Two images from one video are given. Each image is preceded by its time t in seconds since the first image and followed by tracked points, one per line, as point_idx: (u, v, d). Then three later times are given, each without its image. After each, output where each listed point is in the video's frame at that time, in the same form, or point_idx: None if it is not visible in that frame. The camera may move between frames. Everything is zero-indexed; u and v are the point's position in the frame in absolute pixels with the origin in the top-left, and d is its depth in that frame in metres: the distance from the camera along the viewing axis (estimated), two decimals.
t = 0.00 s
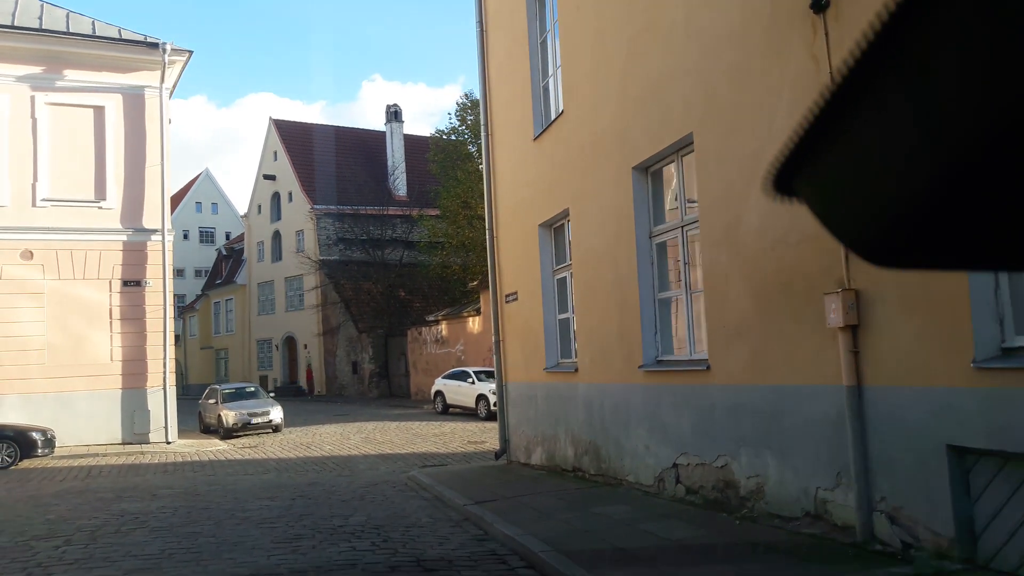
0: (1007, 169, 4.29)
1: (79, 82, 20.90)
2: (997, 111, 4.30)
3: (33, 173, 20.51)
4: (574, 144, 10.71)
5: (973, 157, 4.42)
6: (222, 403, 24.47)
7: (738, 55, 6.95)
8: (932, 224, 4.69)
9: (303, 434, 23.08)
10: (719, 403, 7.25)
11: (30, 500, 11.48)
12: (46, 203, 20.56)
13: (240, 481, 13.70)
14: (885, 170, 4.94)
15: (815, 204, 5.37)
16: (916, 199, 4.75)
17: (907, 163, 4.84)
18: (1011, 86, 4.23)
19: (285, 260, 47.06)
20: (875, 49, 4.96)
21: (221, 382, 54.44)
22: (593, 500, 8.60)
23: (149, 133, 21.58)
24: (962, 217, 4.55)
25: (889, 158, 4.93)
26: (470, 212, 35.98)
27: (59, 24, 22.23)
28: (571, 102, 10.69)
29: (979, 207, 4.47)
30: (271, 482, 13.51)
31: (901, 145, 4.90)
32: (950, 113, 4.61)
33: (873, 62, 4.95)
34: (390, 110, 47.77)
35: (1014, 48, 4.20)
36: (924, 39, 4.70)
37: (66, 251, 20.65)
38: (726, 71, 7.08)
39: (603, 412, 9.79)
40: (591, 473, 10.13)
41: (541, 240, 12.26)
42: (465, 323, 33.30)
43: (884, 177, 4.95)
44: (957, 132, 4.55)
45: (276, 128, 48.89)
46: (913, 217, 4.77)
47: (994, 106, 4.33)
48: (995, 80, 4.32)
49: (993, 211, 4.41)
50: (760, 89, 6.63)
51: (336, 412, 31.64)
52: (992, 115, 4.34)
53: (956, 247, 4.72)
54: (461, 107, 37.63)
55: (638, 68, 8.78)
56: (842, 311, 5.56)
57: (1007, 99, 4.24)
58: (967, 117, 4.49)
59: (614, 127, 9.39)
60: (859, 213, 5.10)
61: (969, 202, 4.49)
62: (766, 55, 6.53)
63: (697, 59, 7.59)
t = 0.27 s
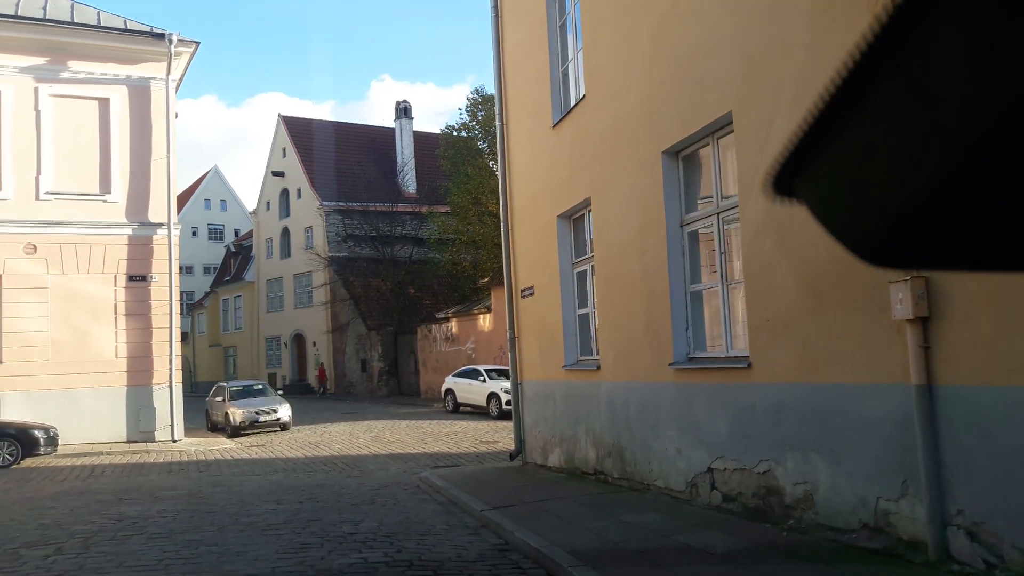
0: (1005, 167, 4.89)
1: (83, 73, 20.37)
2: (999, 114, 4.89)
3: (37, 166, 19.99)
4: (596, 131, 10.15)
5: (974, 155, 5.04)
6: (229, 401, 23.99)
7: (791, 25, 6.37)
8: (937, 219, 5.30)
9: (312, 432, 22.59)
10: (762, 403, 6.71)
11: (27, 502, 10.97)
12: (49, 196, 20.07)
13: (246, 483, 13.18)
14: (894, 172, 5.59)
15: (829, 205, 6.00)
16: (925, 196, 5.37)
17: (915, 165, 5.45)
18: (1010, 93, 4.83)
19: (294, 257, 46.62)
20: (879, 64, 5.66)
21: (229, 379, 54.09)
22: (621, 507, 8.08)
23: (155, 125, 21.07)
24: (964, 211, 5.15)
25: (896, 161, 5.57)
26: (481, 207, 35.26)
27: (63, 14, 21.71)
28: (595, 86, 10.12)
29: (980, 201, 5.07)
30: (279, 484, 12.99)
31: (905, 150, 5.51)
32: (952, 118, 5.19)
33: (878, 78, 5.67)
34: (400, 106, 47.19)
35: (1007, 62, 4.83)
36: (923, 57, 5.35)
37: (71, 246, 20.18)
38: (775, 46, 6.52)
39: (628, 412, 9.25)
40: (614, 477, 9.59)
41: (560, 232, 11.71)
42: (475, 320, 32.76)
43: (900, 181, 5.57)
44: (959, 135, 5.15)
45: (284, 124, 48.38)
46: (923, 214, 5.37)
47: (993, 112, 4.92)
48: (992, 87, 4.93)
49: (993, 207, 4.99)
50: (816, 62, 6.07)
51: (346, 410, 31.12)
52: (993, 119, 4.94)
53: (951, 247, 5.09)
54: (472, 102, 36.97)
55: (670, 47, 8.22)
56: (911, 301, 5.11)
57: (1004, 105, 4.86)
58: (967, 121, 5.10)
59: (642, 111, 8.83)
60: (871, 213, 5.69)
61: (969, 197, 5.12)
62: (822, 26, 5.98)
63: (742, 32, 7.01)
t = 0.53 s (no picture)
0: (1010, 168, 4.28)
1: (86, 69, 19.91)
2: (1005, 111, 4.27)
3: (40, 165, 19.54)
4: (621, 113, 9.57)
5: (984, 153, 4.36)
6: (239, 402, 23.53)
7: None
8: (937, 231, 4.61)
9: (323, 433, 22.10)
10: (814, 403, 6.17)
11: (25, 510, 10.48)
12: (53, 195, 19.62)
13: (255, 487, 12.68)
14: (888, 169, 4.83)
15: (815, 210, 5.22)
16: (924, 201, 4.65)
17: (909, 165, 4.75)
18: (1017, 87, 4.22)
19: (304, 256, 46.20)
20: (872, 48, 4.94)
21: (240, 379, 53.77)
22: (656, 515, 7.52)
23: (160, 121, 20.61)
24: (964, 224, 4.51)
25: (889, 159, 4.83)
26: (492, 204, 34.71)
27: (65, 8, 21.23)
28: (619, 66, 9.55)
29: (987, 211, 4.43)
30: (289, 488, 12.47)
31: (902, 149, 4.81)
32: (954, 113, 4.56)
33: (873, 68, 4.90)
34: (409, 102, 46.65)
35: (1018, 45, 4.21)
36: (922, 49, 4.71)
37: (75, 245, 19.73)
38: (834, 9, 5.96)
39: (657, 413, 8.70)
40: (643, 480, 9.05)
41: (580, 223, 11.11)
42: (489, 318, 32.22)
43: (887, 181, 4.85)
44: (960, 134, 4.51)
45: (293, 122, 47.93)
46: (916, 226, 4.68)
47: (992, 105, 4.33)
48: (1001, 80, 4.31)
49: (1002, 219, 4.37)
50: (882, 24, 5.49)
51: (357, 410, 30.65)
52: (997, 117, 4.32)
53: (950, 246, 4.67)
54: (482, 96, 36.34)
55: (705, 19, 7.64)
56: (1000, 288, 4.63)
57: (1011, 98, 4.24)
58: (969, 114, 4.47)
59: (672, 90, 8.26)
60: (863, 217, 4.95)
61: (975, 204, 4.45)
62: None
63: None
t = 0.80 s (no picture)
0: (1010, 169, 4.63)
1: (92, 60, 19.50)
2: (1005, 116, 4.65)
3: (45, 158, 19.13)
4: (650, 96, 9.03)
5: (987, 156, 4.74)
6: (250, 402, 23.07)
7: None
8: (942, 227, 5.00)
9: (335, 434, 21.60)
10: (876, 407, 5.66)
11: (23, 515, 10.01)
12: (59, 189, 19.21)
13: (265, 491, 12.19)
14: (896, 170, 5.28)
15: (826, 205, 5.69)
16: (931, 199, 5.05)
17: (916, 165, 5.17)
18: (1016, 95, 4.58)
19: (316, 254, 45.78)
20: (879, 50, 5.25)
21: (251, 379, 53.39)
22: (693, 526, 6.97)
23: (169, 114, 20.21)
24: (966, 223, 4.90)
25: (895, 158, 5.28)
26: (506, 199, 34.19)
27: None
28: (649, 46, 9.00)
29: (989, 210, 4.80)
30: (299, 491, 11.97)
31: (907, 150, 5.24)
32: (957, 118, 4.95)
33: (878, 70, 5.23)
34: (421, 99, 46.16)
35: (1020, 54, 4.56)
36: (924, 54, 5.05)
37: (82, 241, 19.31)
38: None
39: (690, 415, 8.14)
40: (674, 486, 8.51)
41: (605, 214, 10.53)
42: (503, 317, 31.68)
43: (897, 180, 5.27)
44: (963, 136, 4.90)
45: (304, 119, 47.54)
46: (920, 221, 5.12)
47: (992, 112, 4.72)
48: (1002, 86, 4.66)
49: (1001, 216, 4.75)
50: None
51: (370, 410, 30.12)
52: (996, 123, 4.70)
53: (951, 247, 5.00)
54: (496, 91, 35.78)
55: None
56: None
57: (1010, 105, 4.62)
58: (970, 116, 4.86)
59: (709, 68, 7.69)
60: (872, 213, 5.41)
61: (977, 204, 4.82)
62: None
63: None
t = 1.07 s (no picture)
0: (1008, 169, 4.93)
1: (97, 52, 19.06)
2: (1006, 122, 4.92)
3: (49, 153, 18.67)
4: (682, 74, 8.49)
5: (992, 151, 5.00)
6: (259, 401, 22.61)
7: None
8: (950, 220, 5.29)
9: (346, 434, 21.11)
10: (946, 404, 5.16)
11: (19, 521, 9.54)
12: (63, 184, 18.77)
13: (274, 494, 11.70)
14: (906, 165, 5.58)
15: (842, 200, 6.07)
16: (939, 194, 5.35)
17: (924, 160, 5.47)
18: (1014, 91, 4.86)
19: (326, 252, 45.35)
20: (884, 53, 5.61)
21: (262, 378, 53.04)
22: (733, 537, 6.45)
23: (176, 107, 19.77)
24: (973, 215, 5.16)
25: (904, 155, 5.60)
26: (518, 194, 33.66)
27: None
28: (682, 20, 8.44)
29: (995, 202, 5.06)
30: (308, 495, 11.47)
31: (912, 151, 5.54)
32: (956, 120, 5.23)
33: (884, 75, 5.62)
34: (432, 94, 45.61)
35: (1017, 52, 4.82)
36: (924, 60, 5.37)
37: (87, 237, 18.88)
38: None
39: (727, 414, 7.60)
40: (707, 491, 7.98)
41: (630, 201, 9.97)
42: (516, 314, 31.12)
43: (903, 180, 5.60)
44: (968, 131, 5.16)
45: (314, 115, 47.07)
46: (929, 216, 5.41)
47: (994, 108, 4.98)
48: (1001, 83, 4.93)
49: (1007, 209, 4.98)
50: None
51: (381, 409, 29.61)
52: (999, 119, 4.96)
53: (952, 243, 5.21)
54: (508, 85, 35.15)
55: None
56: None
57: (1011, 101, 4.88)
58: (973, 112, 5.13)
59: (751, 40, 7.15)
60: (885, 208, 5.73)
61: (984, 197, 5.09)
62: None
63: None
